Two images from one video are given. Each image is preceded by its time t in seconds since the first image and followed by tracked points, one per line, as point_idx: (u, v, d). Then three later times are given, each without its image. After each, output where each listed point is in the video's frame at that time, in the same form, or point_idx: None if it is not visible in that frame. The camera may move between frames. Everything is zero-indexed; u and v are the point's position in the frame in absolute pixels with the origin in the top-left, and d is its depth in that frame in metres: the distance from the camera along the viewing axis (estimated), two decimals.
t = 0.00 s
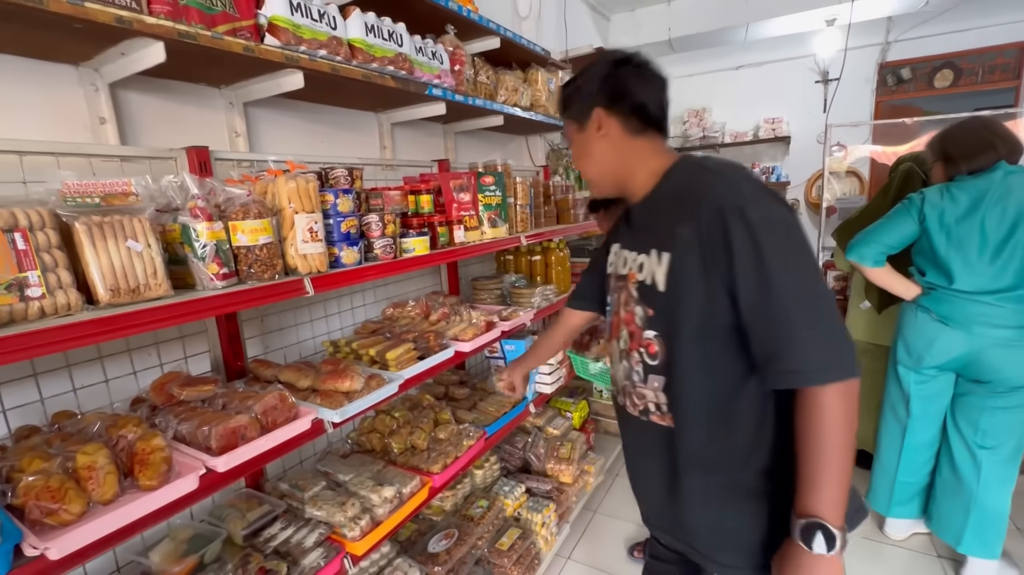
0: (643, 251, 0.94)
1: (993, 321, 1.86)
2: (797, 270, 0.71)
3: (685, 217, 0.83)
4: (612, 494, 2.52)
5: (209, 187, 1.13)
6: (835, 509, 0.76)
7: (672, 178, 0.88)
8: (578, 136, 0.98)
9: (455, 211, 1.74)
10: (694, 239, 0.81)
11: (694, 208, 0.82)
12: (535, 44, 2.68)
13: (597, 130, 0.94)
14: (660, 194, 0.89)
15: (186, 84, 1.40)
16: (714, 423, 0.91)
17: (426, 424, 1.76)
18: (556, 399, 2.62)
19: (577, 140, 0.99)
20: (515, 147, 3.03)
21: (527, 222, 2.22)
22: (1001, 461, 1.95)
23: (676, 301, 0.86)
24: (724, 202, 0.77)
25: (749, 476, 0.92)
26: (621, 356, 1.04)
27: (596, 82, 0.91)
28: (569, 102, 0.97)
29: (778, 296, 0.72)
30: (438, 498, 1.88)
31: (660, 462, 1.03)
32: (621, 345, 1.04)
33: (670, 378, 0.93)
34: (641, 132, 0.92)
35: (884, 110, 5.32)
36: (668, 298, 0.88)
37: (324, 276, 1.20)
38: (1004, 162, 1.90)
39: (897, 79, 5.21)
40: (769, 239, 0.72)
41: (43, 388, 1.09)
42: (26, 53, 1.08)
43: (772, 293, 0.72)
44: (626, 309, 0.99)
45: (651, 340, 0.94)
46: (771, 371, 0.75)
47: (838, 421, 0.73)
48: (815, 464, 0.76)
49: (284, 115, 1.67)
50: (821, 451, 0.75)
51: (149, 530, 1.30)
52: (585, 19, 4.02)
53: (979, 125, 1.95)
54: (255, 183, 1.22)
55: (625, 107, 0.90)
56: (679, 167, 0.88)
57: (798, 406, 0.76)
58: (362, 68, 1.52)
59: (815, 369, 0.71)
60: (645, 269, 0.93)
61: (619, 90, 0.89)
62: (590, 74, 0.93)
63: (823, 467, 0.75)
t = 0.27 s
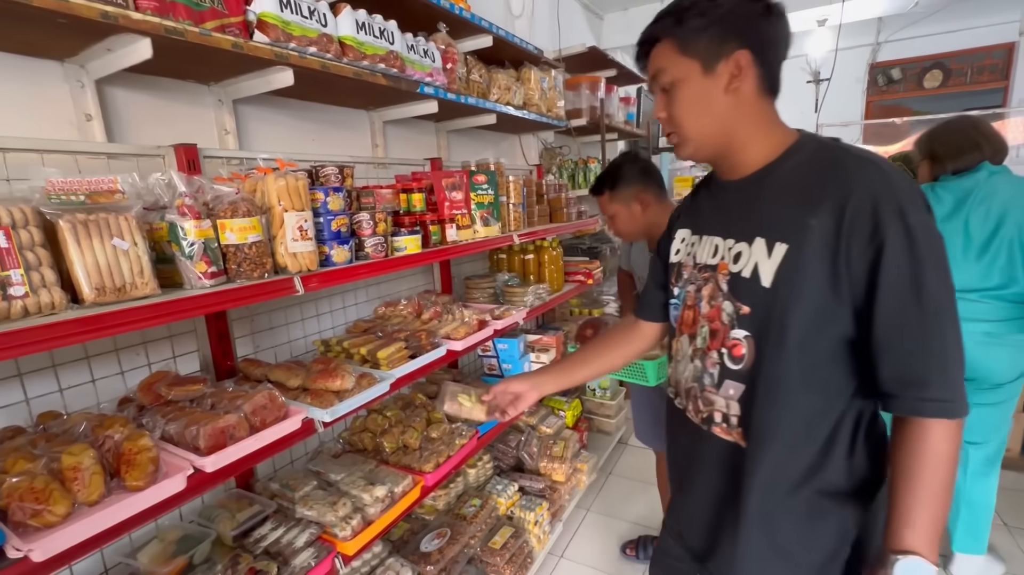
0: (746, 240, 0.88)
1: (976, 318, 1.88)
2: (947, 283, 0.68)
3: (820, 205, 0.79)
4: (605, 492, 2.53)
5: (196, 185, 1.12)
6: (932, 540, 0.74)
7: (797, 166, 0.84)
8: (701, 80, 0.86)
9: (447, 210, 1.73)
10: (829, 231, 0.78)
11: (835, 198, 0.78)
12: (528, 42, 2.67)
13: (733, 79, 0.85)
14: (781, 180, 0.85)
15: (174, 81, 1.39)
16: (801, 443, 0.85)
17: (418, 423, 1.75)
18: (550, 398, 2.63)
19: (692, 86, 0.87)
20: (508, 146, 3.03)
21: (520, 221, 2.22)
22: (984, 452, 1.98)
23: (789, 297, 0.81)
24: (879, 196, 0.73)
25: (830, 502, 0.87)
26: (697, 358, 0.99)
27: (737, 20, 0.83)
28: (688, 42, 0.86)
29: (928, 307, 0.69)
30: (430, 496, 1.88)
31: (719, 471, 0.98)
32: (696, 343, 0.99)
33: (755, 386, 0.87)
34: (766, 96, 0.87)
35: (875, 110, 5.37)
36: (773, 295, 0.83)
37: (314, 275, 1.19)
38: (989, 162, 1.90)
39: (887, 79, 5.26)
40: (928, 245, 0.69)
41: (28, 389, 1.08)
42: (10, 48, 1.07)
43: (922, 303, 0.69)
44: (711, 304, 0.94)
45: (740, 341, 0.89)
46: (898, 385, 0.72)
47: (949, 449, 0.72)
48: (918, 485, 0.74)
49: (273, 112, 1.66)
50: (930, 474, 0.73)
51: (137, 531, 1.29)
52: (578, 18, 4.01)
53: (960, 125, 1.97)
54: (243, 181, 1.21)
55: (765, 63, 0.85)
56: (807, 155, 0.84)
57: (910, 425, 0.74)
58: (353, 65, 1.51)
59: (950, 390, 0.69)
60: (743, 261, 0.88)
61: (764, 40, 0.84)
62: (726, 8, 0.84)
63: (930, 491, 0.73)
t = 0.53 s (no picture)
0: (791, 235, 0.88)
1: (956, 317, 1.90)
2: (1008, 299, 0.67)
3: (878, 206, 0.78)
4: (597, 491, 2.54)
5: (182, 184, 1.11)
6: (971, 551, 0.75)
7: (855, 164, 0.83)
8: (784, 57, 0.82)
9: (437, 210, 1.73)
10: (887, 234, 0.76)
11: (895, 200, 0.76)
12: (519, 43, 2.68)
13: (814, 60, 0.83)
14: (836, 178, 0.84)
15: (160, 78, 1.37)
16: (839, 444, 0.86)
17: (409, 424, 1.75)
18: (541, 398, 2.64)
19: (773, 57, 0.83)
20: (500, 146, 3.03)
21: (511, 221, 2.22)
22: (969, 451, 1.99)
23: (838, 296, 0.81)
24: (944, 203, 0.71)
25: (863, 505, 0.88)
26: (727, 353, 1.00)
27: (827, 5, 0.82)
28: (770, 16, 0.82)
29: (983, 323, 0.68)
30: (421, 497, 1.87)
31: (746, 463, 0.99)
32: (724, 336, 1.00)
33: (796, 383, 0.88)
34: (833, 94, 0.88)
35: (862, 112, 5.44)
36: (820, 292, 0.83)
37: (302, 275, 1.18)
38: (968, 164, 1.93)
39: (874, 81, 5.33)
40: (992, 261, 0.67)
41: (10, 391, 1.06)
42: None
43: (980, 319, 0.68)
44: (743, 295, 0.96)
45: (779, 338, 0.90)
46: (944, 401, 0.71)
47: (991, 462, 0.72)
48: (954, 494, 0.75)
49: (262, 111, 1.64)
50: (966, 484, 0.73)
51: (122, 535, 1.27)
52: (569, 18, 4.02)
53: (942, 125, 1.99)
54: (231, 180, 1.19)
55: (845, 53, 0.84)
56: (867, 153, 0.83)
57: (951, 441, 0.73)
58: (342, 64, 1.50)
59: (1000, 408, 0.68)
60: (785, 256, 0.88)
61: (846, 32, 0.84)
62: None
63: (966, 501, 0.74)
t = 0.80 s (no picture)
0: (779, 237, 0.89)
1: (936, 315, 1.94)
2: (973, 320, 0.69)
3: (861, 216, 0.77)
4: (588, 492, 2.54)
5: (168, 184, 1.09)
6: (920, 554, 0.78)
7: (848, 171, 0.81)
8: (737, 79, 0.87)
9: (428, 211, 1.72)
10: (866, 246, 0.76)
11: (878, 212, 0.75)
12: (510, 44, 2.68)
13: (773, 77, 0.84)
14: (828, 184, 0.83)
15: (146, 78, 1.36)
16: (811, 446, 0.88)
17: (399, 426, 1.74)
18: (533, 399, 2.65)
19: (732, 85, 0.88)
20: (491, 147, 3.03)
21: (502, 222, 2.22)
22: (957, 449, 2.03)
23: (816, 303, 0.82)
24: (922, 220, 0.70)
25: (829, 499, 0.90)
26: (716, 346, 1.01)
27: (787, 13, 0.80)
28: (729, 38, 0.86)
29: (947, 338, 0.69)
30: (411, 499, 1.87)
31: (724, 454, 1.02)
32: (715, 332, 1.02)
33: (774, 383, 0.90)
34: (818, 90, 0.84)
35: (850, 114, 5.50)
36: (798, 298, 0.84)
37: (290, 276, 1.17)
38: (951, 168, 1.97)
39: (862, 84, 5.40)
40: (959, 278, 0.68)
41: None
42: None
43: (944, 334, 0.69)
44: (737, 292, 0.96)
45: (765, 335, 0.90)
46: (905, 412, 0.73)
47: (948, 472, 0.74)
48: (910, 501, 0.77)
49: (250, 111, 1.63)
50: (922, 492, 0.75)
51: (106, 541, 1.25)
52: (560, 20, 4.03)
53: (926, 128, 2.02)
54: (217, 181, 1.18)
55: (811, 55, 0.81)
56: (860, 160, 0.81)
57: (911, 451, 0.75)
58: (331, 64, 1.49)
59: (957, 422, 0.70)
60: (771, 258, 0.89)
61: (810, 32, 0.79)
62: None
63: (921, 508, 0.76)
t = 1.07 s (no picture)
0: (738, 237, 0.89)
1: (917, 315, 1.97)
2: (891, 327, 0.69)
3: (799, 220, 0.77)
4: (578, 494, 2.53)
5: (145, 184, 1.07)
6: (837, 559, 0.78)
7: (800, 171, 0.80)
8: (708, 90, 0.89)
9: (414, 211, 1.70)
10: (800, 249, 0.76)
11: (812, 216, 0.74)
12: (498, 44, 2.67)
13: (739, 86, 0.84)
14: (782, 185, 0.82)
15: (124, 75, 1.33)
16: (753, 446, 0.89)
17: (385, 429, 1.72)
18: (521, 401, 2.64)
19: (703, 96, 0.91)
20: (480, 147, 3.02)
21: (490, 223, 2.21)
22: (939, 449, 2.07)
23: (755, 304, 0.83)
24: (847, 226, 0.70)
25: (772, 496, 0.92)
26: (692, 337, 1.02)
27: (742, 23, 0.80)
28: (697, 54, 0.88)
29: (863, 345, 0.70)
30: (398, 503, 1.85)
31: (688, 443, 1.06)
32: (694, 324, 1.03)
33: (727, 379, 0.91)
34: (786, 93, 0.83)
35: (836, 117, 5.57)
36: (744, 298, 0.85)
37: (272, 278, 1.14)
38: (930, 171, 2.01)
39: (847, 88, 5.47)
40: (878, 286, 0.68)
41: None
42: None
43: (860, 341, 0.70)
44: (711, 287, 0.96)
45: (724, 329, 0.90)
46: (828, 417, 0.74)
47: (869, 481, 0.74)
48: (831, 507, 0.77)
49: (232, 109, 1.60)
50: (845, 499, 0.76)
51: (81, 550, 1.22)
52: (550, 21, 4.03)
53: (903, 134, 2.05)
54: (197, 180, 1.16)
55: (773, 61, 0.80)
56: (814, 160, 0.79)
57: (835, 458, 0.76)
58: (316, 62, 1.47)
59: (870, 429, 0.71)
60: (731, 256, 0.90)
61: (765, 40, 0.79)
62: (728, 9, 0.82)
63: (842, 515, 0.77)
